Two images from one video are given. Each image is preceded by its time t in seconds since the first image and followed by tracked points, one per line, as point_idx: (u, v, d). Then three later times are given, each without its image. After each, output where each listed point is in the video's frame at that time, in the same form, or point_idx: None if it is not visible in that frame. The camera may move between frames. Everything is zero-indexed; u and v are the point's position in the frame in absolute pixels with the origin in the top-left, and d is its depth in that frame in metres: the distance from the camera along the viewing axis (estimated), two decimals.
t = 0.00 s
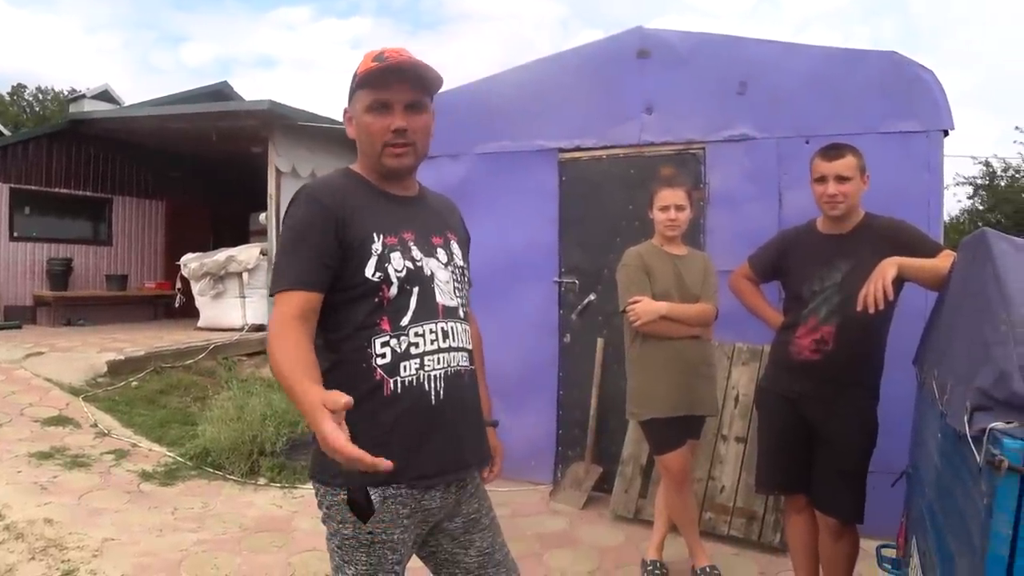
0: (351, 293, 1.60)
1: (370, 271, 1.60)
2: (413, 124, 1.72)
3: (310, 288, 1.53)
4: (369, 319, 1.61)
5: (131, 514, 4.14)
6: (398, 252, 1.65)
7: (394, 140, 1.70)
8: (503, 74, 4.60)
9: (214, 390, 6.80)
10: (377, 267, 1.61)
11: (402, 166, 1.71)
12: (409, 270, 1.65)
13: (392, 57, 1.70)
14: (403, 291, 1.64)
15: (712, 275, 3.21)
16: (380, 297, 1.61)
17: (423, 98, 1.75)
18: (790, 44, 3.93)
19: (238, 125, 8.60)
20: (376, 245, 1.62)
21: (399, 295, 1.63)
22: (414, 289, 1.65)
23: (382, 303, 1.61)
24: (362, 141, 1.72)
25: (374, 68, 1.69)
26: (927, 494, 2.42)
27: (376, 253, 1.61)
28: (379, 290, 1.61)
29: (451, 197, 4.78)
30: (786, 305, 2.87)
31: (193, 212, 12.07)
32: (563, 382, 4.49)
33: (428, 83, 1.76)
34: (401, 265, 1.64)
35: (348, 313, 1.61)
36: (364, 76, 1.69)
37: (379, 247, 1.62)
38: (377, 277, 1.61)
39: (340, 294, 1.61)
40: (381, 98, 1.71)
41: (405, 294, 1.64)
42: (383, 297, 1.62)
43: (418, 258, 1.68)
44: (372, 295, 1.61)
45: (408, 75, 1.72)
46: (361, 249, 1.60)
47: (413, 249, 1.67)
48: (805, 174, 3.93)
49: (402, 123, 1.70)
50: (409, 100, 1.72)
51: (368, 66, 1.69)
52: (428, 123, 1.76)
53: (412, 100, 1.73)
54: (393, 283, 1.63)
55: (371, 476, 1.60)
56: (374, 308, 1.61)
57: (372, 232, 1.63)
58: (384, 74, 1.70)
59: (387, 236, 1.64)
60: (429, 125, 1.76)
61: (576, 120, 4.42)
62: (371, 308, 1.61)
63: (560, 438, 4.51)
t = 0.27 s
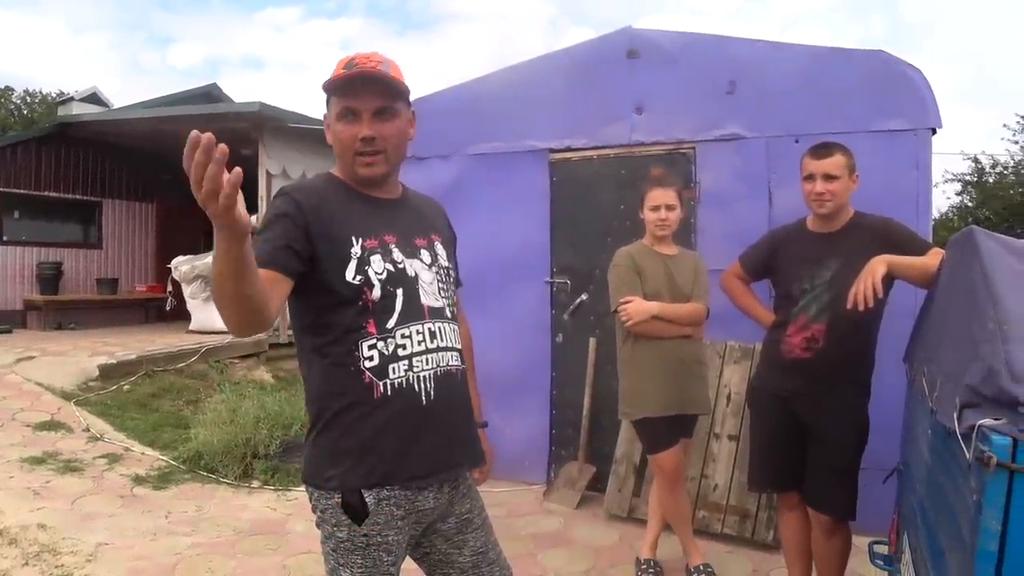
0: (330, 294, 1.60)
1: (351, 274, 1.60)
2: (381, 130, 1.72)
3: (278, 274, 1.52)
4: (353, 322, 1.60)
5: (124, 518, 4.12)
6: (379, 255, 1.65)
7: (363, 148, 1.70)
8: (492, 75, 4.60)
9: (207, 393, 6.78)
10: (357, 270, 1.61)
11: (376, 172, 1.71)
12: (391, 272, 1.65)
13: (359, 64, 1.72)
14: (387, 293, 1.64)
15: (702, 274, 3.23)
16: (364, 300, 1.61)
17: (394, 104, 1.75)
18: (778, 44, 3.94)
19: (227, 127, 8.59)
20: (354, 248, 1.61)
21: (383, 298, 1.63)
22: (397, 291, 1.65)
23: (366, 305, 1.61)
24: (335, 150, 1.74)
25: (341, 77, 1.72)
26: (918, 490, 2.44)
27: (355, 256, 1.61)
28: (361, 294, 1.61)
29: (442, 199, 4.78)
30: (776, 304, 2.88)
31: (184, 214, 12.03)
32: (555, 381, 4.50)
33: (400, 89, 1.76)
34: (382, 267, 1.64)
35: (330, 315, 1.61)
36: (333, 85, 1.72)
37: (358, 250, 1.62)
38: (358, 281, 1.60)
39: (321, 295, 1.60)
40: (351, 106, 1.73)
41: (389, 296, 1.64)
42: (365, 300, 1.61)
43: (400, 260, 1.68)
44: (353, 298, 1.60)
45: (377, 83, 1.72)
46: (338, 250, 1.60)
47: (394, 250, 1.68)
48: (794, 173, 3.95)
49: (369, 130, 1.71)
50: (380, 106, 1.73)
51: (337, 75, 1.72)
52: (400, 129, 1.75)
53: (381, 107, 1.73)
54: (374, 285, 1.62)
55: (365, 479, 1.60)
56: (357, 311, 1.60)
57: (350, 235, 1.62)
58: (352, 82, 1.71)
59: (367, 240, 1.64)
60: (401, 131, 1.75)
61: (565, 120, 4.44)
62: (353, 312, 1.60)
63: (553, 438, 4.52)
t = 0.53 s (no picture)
0: (326, 296, 1.61)
1: (345, 275, 1.61)
2: (385, 133, 1.73)
3: (279, 290, 1.55)
4: (347, 322, 1.62)
5: (128, 517, 4.13)
6: (374, 256, 1.65)
7: (368, 150, 1.71)
8: (497, 77, 4.61)
9: (210, 392, 6.80)
10: (351, 271, 1.61)
11: (380, 175, 1.71)
12: (385, 272, 1.65)
13: (364, 68, 1.73)
14: (381, 294, 1.63)
15: (706, 277, 3.23)
16: (357, 300, 1.62)
17: (399, 107, 1.76)
18: (783, 47, 3.95)
19: (232, 127, 8.61)
20: (349, 249, 1.62)
21: (377, 298, 1.63)
22: (392, 291, 1.65)
23: (359, 305, 1.62)
24: (340, 153, 1.74)
25: (346, 81, 1.73)
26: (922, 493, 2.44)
27: (349, 258, 1.62)
28: (355, 294, 1.61)
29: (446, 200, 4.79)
30: (781, 307, 2.88)
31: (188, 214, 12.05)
32: (559, 383, 4.51)
33: (403, 92, 1.77)
34: (377, 268, 1.64)
35: (326, 316, 1.62)
36: (338, 89, 1.73)
37: (353, 251, 1.62)
38: (351, 281, 1.61)
39: (318, 297, 1.62)
40: (356, 110, 1.74)
41: (384, 297, 1.64)
42: (358, 300, 1.61)
43: (396, 261, 1.67)
44: (347, 298, 1.61)
45: (382, 86, 1.73)
46: (333, 252, 1.61)
47: (391, 251, 1.67)
48: (799, 176, 3.95)
49: (375, 132, 1.71)
50: (384, 110, 1.74)
51: (341, 80, 1.73)
52: (404, 132, 1.76)
53: (386, 110, 1.74)
54: (368, 286, 1.62)
55: (361, 478, 1.60)
56: (351, 311, 1.61)
57: (346, 236, 1.63)
58: (357, 86, 1.73)
59: (362, 241, 1.64)
60: (405, 134, 1.76)
61: (570, 123, 4.44)
62: (348, 312, 1.62)
63: (557, 439, 4.53)
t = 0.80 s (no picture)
0: (345, 298, 1.64)
1: (363, 277, 1.63)
2: (406, 136, 1.74)
3: (309, 303, 1.59)
4: (364, 323, 1.64)
5: (141, 511, 4.17)
6: (392, 258, 1.66)
7: (389, 152, 1.72)
8: (514, 80, 4.63)
9: (223, 389, 6.84)
10: (369, 273, 1.63)
11: (400, 177, 1.73)
12: (403, 275, 1.66)
13: (385, 71, 1.73)
14: (398, 296, 1.65)
15: (720, 283, 3.23)
16: (374, 301, 1.64)
17: (418, 109, 1.77)
18: (800, 54, 3.95)
19: (248, 126, 8.67)
20: (368, 252, 1.64)
21: (394, 300, 1.65)
22: (409, 293, 1.67)
23: (376, 305, 1.64)
24: (360, 155, 1.75)
25: (367, 83, 1.73)
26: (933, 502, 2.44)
27: (369, 260, 1.64)
28: (372, 296, 1.64)
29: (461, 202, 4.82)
30: (795, 314, 2.89)
31: (202, 212, 12.13)
32: (570, 386, 4.52)
33: (423, 94, 1.78)
34: (395, 270, 1.66)
35: (344, 317, 1.65)
36: (359, 91, 1.73)
37: (372, 254, 1.64)
38: (369, 284, 1.63)
39: (337, 299, 1.64)
40: (376, 112, 1.74)
41: (400, 299, 1.65)
42: (376, 302, 1.64)
43: (413, 263, 1.69)
44: (364, 299, 1.63)
45: (402, 89, 1.74)
46: (353, 255, 1.63)
47: (409, 254, 1.69)
48: (815, 184, 3.95)
49: (396, 135, 1.72)
50: (404, 112, 1.75)
51: (362, 82, 1.73)
52: (424, 134, 1.78)
53: (406, 113, 1.75)
54: (386, 288, 1.64)
55: (372, 477, 1.62)
56: (368, 312, 1.64)
57: (365, 239, 1.65)
58: (378, 89, 1.73)
59: (381, 243, 1.66)
60: (425, 135, 1.77)
61: (585, 126, 4.46)
62: (365, 313, 1.64)
63: (567, 442, 4.54)
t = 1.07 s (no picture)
0: (368, 310, 1.66)
1: (387, 291, 1.65)
2: (435, 151, 1.77)
3: (325, 310, 1.63)
4: (386, 336, 1.66)
5: (153, 513, 4.21)
6: (416, 273, 1.69)
7: (418, 166, 1.75)
8: (533, 94, 4.66)
9: (237, 394, 6.89)
10: (393, 287, 1.66)
11: (428, 192, 1.76)
12: (426, 290, 1.69)
13: (416, 87, 1.77)
14: (421, 311, 1.68)
15: (735, 302, 3.24)
16: (398, 315, 1.66)
17: (446, 126, 1.81)
18: (820, 75, 3.96)
19: (268, 134, 8.75)
20: (393, 265, 1.67)
21: (417, 314, 1.67)
22: (431, 308, 1.69)
23: (399, 319, 1.66)
24: (388, 169, 1.77)
25: (398, 98, 1.76)
26: (945, 524, 2.43)
27: (393, 274, 1.66)
28: (396, 309, 1.66)
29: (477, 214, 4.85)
30: (810, 335, 2.89)
31: (220, 216, 12.24)
32: (582, 400, 4.52)
33: (452, 112, 1.82)
34: (418, 285, 1.68)
35: (365, 329, 1.67)
36: (389, 106, 1.76)
37: (397, 268, 1.67)
38: (393, 297, 1.66)
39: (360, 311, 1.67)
40: (405, 127, 1.77)
41: (423, 313, 1.68)
42: (399, 315, 1.66)
43: (437, 278, 1.71)
44: (387, 313, 1.66)
45: (433, 105, 1.78)
46: (378, 268, 1.66)
47: (433, 269, 1.71)
48: (831, 204, 3.95)
49: (425, 149, 1.76)
50: (433, 128, 1.78)
51: (393, 97, 1.77)
52: (451, 150, 1.81)
53: (435, 129, 1.78)
54: (409, 302, 1.67)
55: (390, 487, 1.64)
56: (391, 325, 1.66)
57: (390, 253, 1.68)
58: (409, 104, 1.76)
59: (406, 257, 1.69)
60: (452, 151, 1.81)
61: (603, 142, 4.48)
62: (387, 326, 1.66)
63: (578, 456, 4.54)
